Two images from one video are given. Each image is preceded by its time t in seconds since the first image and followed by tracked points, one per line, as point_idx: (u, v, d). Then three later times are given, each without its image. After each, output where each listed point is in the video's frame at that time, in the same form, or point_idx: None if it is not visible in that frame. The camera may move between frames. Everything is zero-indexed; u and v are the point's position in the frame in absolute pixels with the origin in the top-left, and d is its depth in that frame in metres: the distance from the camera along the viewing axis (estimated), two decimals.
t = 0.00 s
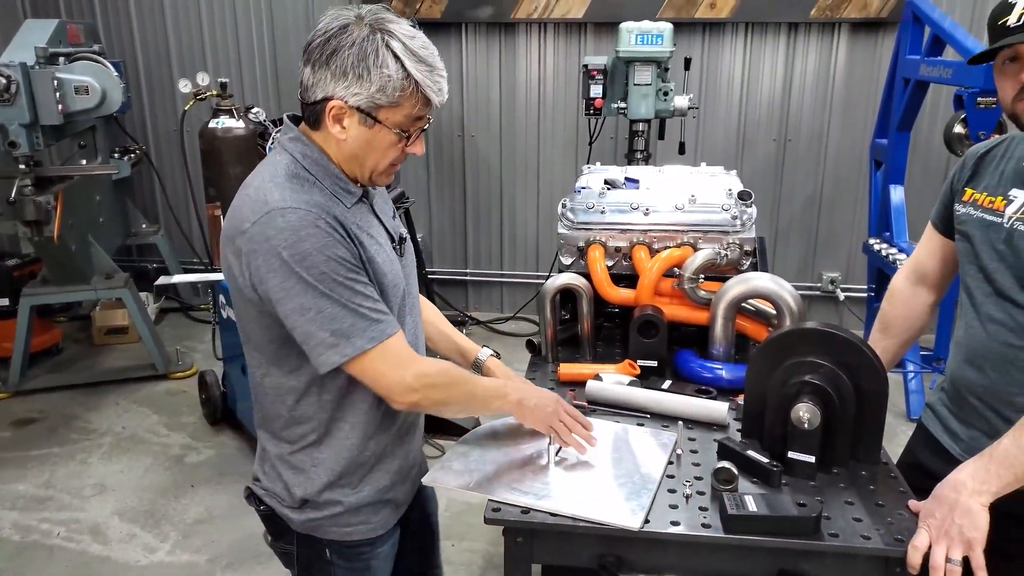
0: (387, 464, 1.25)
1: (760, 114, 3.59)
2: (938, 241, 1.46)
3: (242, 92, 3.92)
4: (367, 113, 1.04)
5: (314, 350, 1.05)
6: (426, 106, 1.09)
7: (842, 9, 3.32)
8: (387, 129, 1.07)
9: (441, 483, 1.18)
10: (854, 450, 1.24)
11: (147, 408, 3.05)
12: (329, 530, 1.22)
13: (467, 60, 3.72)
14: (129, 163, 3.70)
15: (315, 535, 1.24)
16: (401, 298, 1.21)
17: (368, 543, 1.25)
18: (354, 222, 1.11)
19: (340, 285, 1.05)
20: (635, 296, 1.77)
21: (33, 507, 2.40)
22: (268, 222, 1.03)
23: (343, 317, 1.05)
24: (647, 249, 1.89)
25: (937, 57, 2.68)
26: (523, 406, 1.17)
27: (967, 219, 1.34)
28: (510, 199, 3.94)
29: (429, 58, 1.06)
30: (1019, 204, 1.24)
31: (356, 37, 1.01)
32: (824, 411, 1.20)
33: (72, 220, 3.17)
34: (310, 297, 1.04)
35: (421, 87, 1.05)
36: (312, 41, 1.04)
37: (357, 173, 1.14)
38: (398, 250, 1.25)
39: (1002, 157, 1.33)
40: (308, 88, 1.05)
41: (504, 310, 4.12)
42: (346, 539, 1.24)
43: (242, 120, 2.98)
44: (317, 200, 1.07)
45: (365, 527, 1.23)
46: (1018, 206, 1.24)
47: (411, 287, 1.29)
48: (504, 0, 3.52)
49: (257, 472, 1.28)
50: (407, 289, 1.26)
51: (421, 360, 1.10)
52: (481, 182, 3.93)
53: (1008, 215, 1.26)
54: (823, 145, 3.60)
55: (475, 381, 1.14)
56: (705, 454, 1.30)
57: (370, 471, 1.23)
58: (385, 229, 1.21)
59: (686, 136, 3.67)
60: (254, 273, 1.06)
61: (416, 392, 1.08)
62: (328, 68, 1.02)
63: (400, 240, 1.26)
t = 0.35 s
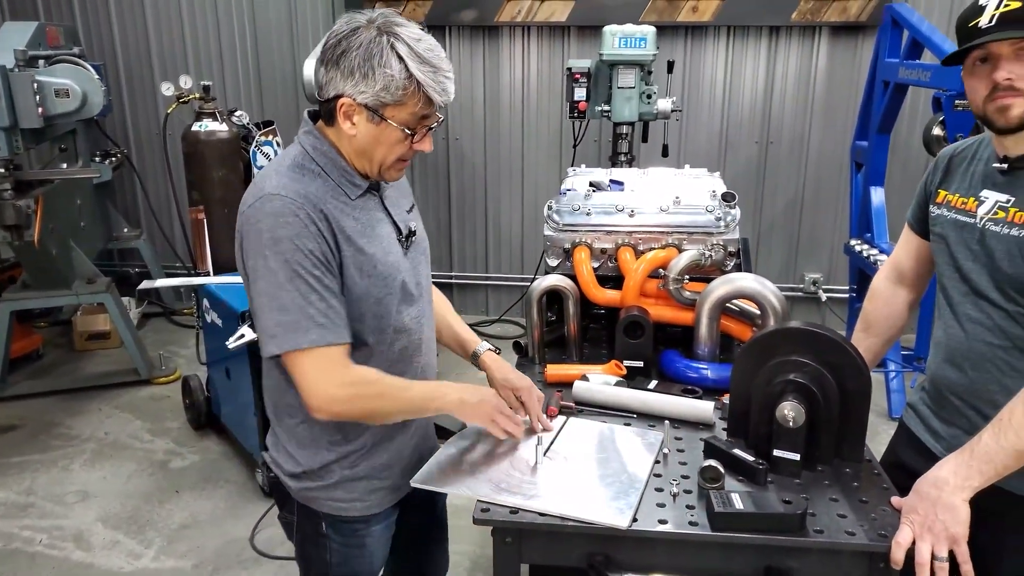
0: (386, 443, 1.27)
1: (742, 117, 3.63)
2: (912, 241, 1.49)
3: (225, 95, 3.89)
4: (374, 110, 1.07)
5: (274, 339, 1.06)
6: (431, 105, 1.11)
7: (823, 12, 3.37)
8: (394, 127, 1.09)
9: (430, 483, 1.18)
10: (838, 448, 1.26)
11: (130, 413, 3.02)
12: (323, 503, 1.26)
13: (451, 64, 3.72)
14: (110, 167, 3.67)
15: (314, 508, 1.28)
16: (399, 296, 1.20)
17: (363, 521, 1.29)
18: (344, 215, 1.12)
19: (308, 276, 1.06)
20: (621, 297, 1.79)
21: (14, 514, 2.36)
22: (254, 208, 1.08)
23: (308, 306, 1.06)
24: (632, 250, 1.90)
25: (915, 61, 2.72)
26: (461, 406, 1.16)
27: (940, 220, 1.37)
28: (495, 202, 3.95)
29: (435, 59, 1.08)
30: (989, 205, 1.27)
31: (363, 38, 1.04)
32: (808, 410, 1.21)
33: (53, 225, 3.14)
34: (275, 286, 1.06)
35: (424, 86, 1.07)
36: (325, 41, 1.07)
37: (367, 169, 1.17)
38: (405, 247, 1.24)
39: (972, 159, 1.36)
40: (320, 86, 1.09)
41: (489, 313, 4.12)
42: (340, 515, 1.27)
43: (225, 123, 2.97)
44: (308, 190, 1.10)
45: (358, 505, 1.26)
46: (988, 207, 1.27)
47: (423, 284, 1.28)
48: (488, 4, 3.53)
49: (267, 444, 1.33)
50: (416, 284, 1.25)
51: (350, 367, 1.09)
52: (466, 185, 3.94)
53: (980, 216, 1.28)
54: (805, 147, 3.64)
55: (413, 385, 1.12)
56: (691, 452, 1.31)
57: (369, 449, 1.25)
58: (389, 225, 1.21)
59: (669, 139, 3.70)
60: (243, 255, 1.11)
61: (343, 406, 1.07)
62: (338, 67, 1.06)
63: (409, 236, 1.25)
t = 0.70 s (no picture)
0: (361, 415, 1.35)
1: (725, 119, 3.66)
2: (892, 241, 1.51)
3: (208, 99, 3.87)
4: (365, 105, 1.17)
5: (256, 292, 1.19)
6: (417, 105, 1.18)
7: (804, 16, 3.42)
8: (381, 122, 1.18)
9: (419, 484, 1.18)
10: (823, 445, 1.27)
11: (114, 418, 3.00)
12: (303, 464, 1.36)
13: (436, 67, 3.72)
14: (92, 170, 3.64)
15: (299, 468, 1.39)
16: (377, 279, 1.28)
17: (340, 487, 1.37)
18: (325, 197, 1.23)
19: (279, 243, 1.19)
20: (607, 298, 1.80)
21: None
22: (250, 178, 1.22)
23: (278, 270, 1.19)
24: (618, 251, 1.92)
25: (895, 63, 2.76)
26: (456, 398, 1.23)
27: (917, 219, 1.39)
28: (480, 205, 3.95)
29: (421, 63, 1.16)
30: (961, 205, 1.29)
31: (358, 39, 1.15)
32: (794, 407, 1.23)
33: (35, 230, 3.11)
34: (257, 247, 1.20)
35: (405, 86, 1.15)
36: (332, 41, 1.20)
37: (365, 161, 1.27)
38: (395, 237, 1.31)
39: (946, 158, 1.38)
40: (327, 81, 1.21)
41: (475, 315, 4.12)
42: (318, 477, 1.36)
43: (209, 126, 2.95)
44: (299, 169, 1.23)
45: (333, 469, 1.35)
46: (961, 207, 1.29)
47: (415, 273, 1.35)
48: (471, 6, 3.55)
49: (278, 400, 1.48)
50: (403, 271, 1.33)
51: (332, 332, 1.20)
52: (451, 188, 3.94)
53: (953, 215, 1.30)
54: (786, 149, 3.68)
55: (403, 365, 1.21)
56: (679, 451, 1.32)
57: (347, 418, 1.35)
58: (379, 215, 1.30)
59: (653, 141, 3.73)
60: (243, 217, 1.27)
61: (315, 359, 1.18)
62: (337, 64, 1.17)
63: (402, 228, 1.31)
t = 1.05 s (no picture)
0: (352, 402, 1.35)
1: (714, 120, 3.68)
2: (883, 241, 1.52)
3: (196, 101, 3.85)
4: (357, 104, 1.18)
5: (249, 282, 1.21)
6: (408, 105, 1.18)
7: (792, 18, 3.44)
8: (373, 121, 1.19)
9: (412, 485, 1.18)
10: (813, 444, 1.29)
11: (103, 421, 2.97)
12: (296, 448, 1.37)
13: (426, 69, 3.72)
14: (79, 173, 3.61)
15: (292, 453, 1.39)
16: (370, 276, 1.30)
17: (330, 472, 1.37)
18: (320, 192, 1.25)
19: (272, 237, 1.20)
20: (598, 299, 1.81)
21: None
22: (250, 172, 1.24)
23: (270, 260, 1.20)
24: (609, 251, 1.93)
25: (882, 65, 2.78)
26: (434, 370, 1.21)
27: (904, 218, 1.41)
28: (470, 206, 3.95)
29: (410, 64, 1.16)
30: (946, 204, 1.31)
31: (352, 41, 1.16)
32: (784, 406, 1.24)
33: (22, 233, 3.08)
34: (250, 238, 1.22)
35: (394, 86, 1.15)
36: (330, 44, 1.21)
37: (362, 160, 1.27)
38: (388, 235, 1.31)
39: (933, 159, 1.40)
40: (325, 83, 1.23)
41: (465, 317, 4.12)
42: (312, 462, 1.36)
43: (198, 128, 2.94)
44: (295, 164, 1.24)
45: (323, 454, 1.35)
46: (947, 206, 1.30)
47: (409, 272, 1.36)
48: (460, 8, 3.55)
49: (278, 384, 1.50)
50: (394, 267, 1.33)
51: (311, 319, 1.21)
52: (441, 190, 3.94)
53: (939, 215, 1.32)
54: (774, 150, 3.70)
55: (375, 346, 1.21)
56: (671, 450, 1.33)
57: (338, 405, 1.35)
58: (374, 213, 1.30)
59: (642, 142, 3.74)
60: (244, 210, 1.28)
61: (292, 346, 1.20)
62: (332, 65, 1.19)
63: (396, 226, 1.31)
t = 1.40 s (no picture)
0: (350, 401, 1.34)
1: (705, 121, 3.69)
2: (875, 241, 1.53)
3: (186, 103, 3.83)
4: (356, 108, 1.19)
5: (246, 273, 1.21)
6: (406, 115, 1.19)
7: (782, 20, 3.46)
8: (370, 126, 1.21)
9: (407, 486, 1.18)
10: (806, 444, 1.29)
11: (93, 425, 2.95)
12: (297, 450, 1.36)
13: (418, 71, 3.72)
14: (69, 175, 3.59)
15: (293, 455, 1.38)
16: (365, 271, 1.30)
17: (332, 473, 1.36)
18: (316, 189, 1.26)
19: (268, 231, 1.19)
20: (592, 299, 1.81)
21: None
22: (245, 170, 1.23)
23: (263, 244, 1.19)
24: (602, 253, 1.93)
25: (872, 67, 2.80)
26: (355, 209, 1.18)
27: (896, 218, 1.42)
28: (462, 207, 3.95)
29: (413, 77, 1.16)
30: (937, 205, 1.32)
31: (356, 46, 1.16)
32: (777, 405, 1.25)
33: (11, 235, 3.06)
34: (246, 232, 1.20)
35: (393, 98, 1.16)
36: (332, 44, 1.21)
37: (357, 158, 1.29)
38: (384, 231, 1.33)
39: (924, 160, 1.41)
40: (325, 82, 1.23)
41: (458, 318, 4.12)
42: (313, 463, 1.36)
43: (190, 130, 2.92)
44: (291, 159, 1.25)
45: (324, 455, 1.34)
46: (938, 207, 1.32)
47: (404, 270, 1.37)
48: (451, 10, 3.55)
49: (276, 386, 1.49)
50: (389, 263, 1.34)
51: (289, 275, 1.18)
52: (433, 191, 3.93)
53: (930, 215, 1.33)
54: (765, 152, 3.72)
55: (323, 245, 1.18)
56: (665, 450, 1.33)
57: (336, 404, 1.34)
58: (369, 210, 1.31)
59: (634, 143, 3.76)
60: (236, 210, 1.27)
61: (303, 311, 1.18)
62: (334, 67, 1.19)
63: (391, 223, 1.33)
